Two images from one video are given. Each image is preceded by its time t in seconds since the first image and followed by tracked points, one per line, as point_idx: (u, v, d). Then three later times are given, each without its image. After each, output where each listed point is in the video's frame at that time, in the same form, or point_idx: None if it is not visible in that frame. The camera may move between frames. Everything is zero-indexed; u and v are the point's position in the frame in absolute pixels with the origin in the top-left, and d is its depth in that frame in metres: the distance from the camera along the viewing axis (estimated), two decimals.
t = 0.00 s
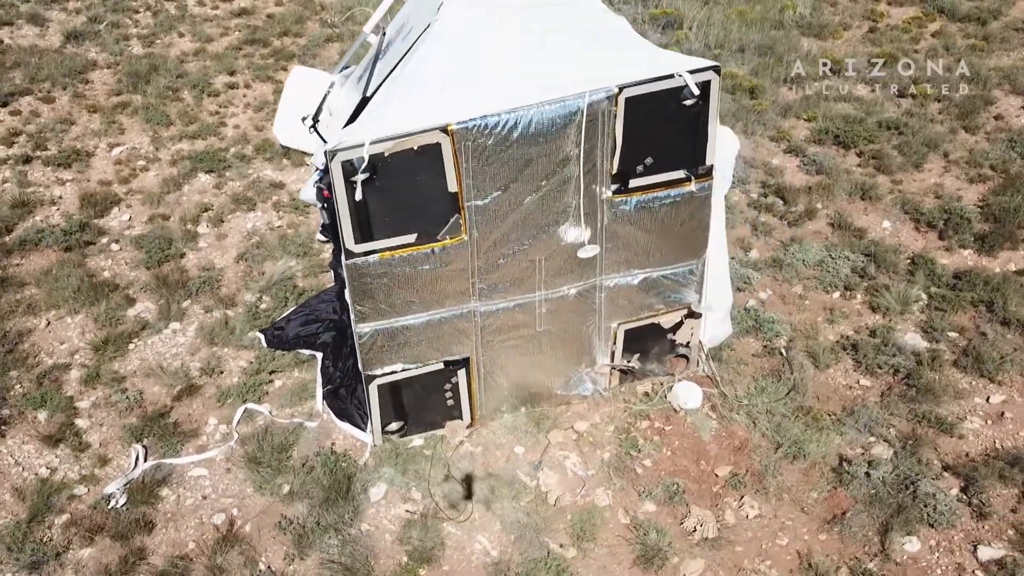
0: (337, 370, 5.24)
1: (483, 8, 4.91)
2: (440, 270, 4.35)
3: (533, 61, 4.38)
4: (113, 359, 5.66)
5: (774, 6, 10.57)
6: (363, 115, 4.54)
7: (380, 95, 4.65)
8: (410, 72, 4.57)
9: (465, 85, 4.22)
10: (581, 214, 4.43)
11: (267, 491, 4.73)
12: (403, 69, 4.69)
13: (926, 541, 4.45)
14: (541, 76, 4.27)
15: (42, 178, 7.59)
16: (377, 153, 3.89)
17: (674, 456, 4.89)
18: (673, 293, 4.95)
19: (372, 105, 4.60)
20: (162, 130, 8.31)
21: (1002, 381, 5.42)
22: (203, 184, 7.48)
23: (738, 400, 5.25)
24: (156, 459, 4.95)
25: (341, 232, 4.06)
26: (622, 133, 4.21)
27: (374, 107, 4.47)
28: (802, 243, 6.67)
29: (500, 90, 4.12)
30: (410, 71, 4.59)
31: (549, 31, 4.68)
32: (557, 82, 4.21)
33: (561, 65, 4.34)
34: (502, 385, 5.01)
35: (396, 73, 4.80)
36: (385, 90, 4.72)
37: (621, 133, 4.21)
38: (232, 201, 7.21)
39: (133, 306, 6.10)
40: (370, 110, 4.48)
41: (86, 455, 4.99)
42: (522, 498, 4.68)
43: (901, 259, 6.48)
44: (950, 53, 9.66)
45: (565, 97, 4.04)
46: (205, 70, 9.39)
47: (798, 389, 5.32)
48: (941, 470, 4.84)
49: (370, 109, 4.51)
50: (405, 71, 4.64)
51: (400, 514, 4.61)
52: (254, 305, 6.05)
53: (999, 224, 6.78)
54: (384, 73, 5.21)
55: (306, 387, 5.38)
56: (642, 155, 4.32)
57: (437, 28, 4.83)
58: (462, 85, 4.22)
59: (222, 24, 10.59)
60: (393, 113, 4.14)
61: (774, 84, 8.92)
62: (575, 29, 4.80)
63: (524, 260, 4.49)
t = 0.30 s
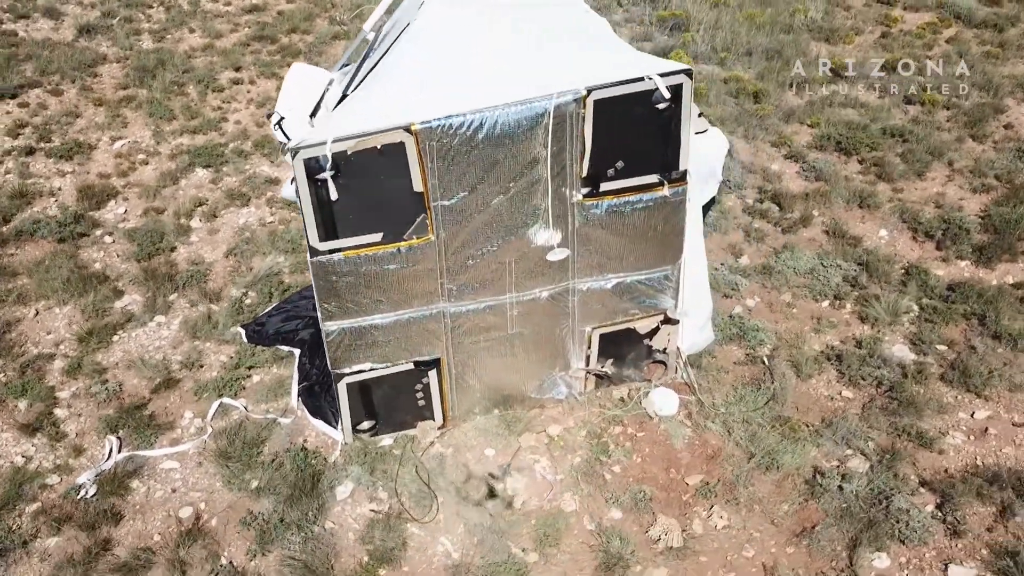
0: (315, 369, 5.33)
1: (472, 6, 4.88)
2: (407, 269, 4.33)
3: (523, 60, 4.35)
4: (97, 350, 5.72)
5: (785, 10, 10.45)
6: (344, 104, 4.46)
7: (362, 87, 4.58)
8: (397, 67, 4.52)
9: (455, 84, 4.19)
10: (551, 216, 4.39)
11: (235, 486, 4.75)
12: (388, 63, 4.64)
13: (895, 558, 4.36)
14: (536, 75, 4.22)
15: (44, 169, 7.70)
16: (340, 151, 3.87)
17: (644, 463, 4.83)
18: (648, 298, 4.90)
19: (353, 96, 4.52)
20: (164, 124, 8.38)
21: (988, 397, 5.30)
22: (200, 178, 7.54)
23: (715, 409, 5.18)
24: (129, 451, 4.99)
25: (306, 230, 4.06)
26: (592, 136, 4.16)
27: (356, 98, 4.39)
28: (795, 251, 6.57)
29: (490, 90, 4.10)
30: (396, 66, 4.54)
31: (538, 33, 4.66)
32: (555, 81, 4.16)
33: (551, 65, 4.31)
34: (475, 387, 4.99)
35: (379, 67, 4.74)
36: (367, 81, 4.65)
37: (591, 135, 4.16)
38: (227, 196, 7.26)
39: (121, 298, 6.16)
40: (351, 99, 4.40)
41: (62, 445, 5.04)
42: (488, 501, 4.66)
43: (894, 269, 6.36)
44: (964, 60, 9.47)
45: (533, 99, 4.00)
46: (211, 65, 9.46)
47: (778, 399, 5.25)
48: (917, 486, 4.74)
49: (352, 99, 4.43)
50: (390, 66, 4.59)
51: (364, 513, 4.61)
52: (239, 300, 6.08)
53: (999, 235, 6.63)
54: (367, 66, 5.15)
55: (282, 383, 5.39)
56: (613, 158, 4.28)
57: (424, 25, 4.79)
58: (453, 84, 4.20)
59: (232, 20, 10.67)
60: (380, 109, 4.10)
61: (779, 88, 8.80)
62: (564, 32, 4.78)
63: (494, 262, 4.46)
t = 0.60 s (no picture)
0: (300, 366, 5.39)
1: (468, 9, 4.90)
2: (382, 272, 4.34)
3: (520, 61, 4.35)
4: (88, 343, 5.79)
5: (799, 15, 10.33)
6: (335, 101, 4.44)
7: (354, 85, 4.57)
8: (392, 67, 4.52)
9: (453, 84, 4.20)
10: (528, 222, 4.37)
11: (213, 482, 4.78)
12: (383, 64, 4.63)
13: None
14: (533, 75, 4.22)
15: (51, 163, 7.81)
16: (312, 152, 3.90)
17: (620, 472, 4.80)
18: (628, 305, 4.88)
19: (345, 94, 4.50)
20: (172, 120, 8.47)
21: (978, 414, 5.19)
22: (202, 175, 7.61)
23: (697, 419, 5.13)
24: (112, 444, 5.04)
25: (280, 230, 4.09)
26: (568, 142, 4.15)
27: (350, 95, 4.38)
28: (791, 260, 6.49)
29: (487, 90, 4.10)
30: (390, 68, 4.54)
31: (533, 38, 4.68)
32: (553, 80, 4.17)
33: (546, 71, 4.27)
34: (453, 390, 4.99)
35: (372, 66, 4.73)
36: (359, 80, 4.63)
37: (568, 141, 4.15)
38: (227, 193, 7.32)
39: (115, 293, 6.23)
40: (345, 97, 4.38)
41: (47, 436, 5.11)
42: (462, 505, 4.64)
43: (891, 281, 6.26)
44: (979, 68, 9.29)
45: (508, 104, 4.00)
46: (222, 63, 9.55)
47: (761, 411, 5.19)
48: (898, 503, 4.66)
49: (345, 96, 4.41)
50: (384, 67, 4.57)
51: (337, 513, 4.62)
52: (230, 297, 6.13)
53: (1001, 249, 6.50)
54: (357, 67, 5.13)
55: (266, 381, 5.42)
56: (591, 165, 4.26)
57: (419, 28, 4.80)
58: (451, 86, 4.21)
59: (246, 18, 10.77)
60: (376, 109, 4.10)
61: (787, 95, 8.71)
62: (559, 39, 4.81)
63: (471, 266, 4.45)
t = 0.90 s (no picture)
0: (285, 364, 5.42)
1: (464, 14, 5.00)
2: (358, 273, 4.35)
3: (517, 65, 4.46)
4: (82, 336, 5.86)
5: (815, 22, 10.21)
6: (329, 96, 4.49)
7: (348, 82, 4.63)
8: (387, 68, 4.60)
9: (450, 87, 4.30)
10: (505, 227, 4.35)
11: (191, 478, 4.82)
12: (377, 62, 4.70)
13: None
14: (529, 81, 4.32)
15: (60, 157, 7.93)
16: (286, 154, 3.92)
17: (596, 480, 4.77)
18: (610, 313, 4.84)
19: (339, 90, 4.56)
20: (180, 117, 8.56)
21: (968, 433, 5.09)
22: (206, 171, 7.68)
23: (678, 429, 5.08)
24: (97, 437, 5.10)
25: (255, 229, 4.12)
26: (545, 148, 4.13)
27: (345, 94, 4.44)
28: (787, 270, 6.40)
29: (483, 93, 4.19)
30: (385, 68, 4.61)
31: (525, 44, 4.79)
32: (549, 83, 4.31)
33: (541, 78, 4.38)
34: (433, 393, 4.98)
35: (366, 65, 4.79)
36: (353, 77, 4.68)
37: (545, 147, 4.12)
38: (228, 190, 7.38)
39: (112, 287, 6.31)
40: (340, 94, 4.44)
41: (34, 427, 5.18)
42: (435, 508, 4.63)
43: (889, 294, 6.15)
44: (997, 77, 9.11)
45: (483, 109, 3.98)
46: (234, 60, 9.64)
47: (744, 423, 5.13)
48: (877, 521, 4.57)
49: (340, 93, 4.47)
50: (378, 66, 4.64)
51: (311, 513, 4.63)
52: (223, 293, 6.18)
53: (1005, 264, 6.36)
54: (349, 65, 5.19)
55: (251, 378, 5.46)
56: (569, 171, 4.24)
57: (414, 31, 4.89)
58: (448, 88, 4.31)
59: (261, 16, 10.86)
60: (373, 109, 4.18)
61: (796, 102, 8.60)
62: (551, 47, 4.92)
63: (448, 270, 4.44)
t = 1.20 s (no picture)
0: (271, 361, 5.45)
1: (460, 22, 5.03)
2: (336, 274, 4.35)
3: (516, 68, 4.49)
4: (77, 328, 5.94)
5: (832, 29, 10.06)
6: (325, 94, 4.48)
7: (345, 81, 4.62)
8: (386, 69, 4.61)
9: (450, 87, 4.30)
10: (485, 231, 4.33)
11: (172, 472, 4.86)
12: (375, 65, 4.70)
13: None
14: (530, 82, 4.34)
15: (71, 150, 8.05)
16: (262, 154, 3.93)
17: (574, 488, 4.73)
18: (592, 319, 4.81)
19: (336, 89, 4.54)
20: (191, 113, 8.65)
21: (958, 452, 4.97)
22: (211, 167, 7.75)
23: (661, 439, 5.03)
24: (84, 429, 5.16)
25: (233, 228, 4.13)
26: (523, 153, 4.10)
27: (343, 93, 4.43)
28: (785, 280, 6.31)
29: (484, 92, 4.18)
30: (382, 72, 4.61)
31: (520, 51, 4.83)
32: (549, 84, 4.31)
33: (540, 78, 4.40)
34: (414, 395, 4.98)
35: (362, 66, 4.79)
36: (349, 77, 4.67)
37: (523, 152, 4.10)
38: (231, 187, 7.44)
39: (111, 280, 6.38)
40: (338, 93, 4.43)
41: (24, 417, 5.26)
42: (410, 511, 4.62)
43: (887, 307, 6.04)
44: (1017, 87, 8.89)
45: (460, 112, 3.97)
46: (247, 57, 9.72)
47: (729, 435, 5.06)
48: (858, 540, 4.49)
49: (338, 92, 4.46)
50: (375, 70, 4.64)
51: (287, 511, 4.64)
52: (218, 289, 6.23)
53: (1010, 279, 6.22)
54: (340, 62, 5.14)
55: (239, 375, 5.50)
56: (548, 176, 4.21)
57: (412, 35, 4.92)
58: (448, 88, 4.31)
59: (278, 14, 10.94)
60: (370, 106, 4.17)
61: (808, 109, 8.48)
62: (548, 52, 4.96)
63: (427, 273, 4.42)
